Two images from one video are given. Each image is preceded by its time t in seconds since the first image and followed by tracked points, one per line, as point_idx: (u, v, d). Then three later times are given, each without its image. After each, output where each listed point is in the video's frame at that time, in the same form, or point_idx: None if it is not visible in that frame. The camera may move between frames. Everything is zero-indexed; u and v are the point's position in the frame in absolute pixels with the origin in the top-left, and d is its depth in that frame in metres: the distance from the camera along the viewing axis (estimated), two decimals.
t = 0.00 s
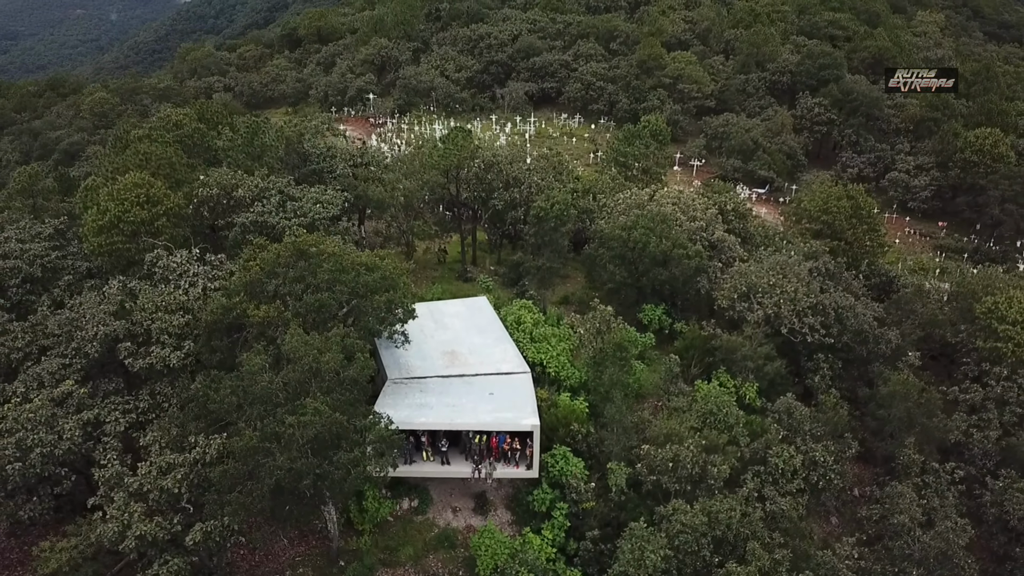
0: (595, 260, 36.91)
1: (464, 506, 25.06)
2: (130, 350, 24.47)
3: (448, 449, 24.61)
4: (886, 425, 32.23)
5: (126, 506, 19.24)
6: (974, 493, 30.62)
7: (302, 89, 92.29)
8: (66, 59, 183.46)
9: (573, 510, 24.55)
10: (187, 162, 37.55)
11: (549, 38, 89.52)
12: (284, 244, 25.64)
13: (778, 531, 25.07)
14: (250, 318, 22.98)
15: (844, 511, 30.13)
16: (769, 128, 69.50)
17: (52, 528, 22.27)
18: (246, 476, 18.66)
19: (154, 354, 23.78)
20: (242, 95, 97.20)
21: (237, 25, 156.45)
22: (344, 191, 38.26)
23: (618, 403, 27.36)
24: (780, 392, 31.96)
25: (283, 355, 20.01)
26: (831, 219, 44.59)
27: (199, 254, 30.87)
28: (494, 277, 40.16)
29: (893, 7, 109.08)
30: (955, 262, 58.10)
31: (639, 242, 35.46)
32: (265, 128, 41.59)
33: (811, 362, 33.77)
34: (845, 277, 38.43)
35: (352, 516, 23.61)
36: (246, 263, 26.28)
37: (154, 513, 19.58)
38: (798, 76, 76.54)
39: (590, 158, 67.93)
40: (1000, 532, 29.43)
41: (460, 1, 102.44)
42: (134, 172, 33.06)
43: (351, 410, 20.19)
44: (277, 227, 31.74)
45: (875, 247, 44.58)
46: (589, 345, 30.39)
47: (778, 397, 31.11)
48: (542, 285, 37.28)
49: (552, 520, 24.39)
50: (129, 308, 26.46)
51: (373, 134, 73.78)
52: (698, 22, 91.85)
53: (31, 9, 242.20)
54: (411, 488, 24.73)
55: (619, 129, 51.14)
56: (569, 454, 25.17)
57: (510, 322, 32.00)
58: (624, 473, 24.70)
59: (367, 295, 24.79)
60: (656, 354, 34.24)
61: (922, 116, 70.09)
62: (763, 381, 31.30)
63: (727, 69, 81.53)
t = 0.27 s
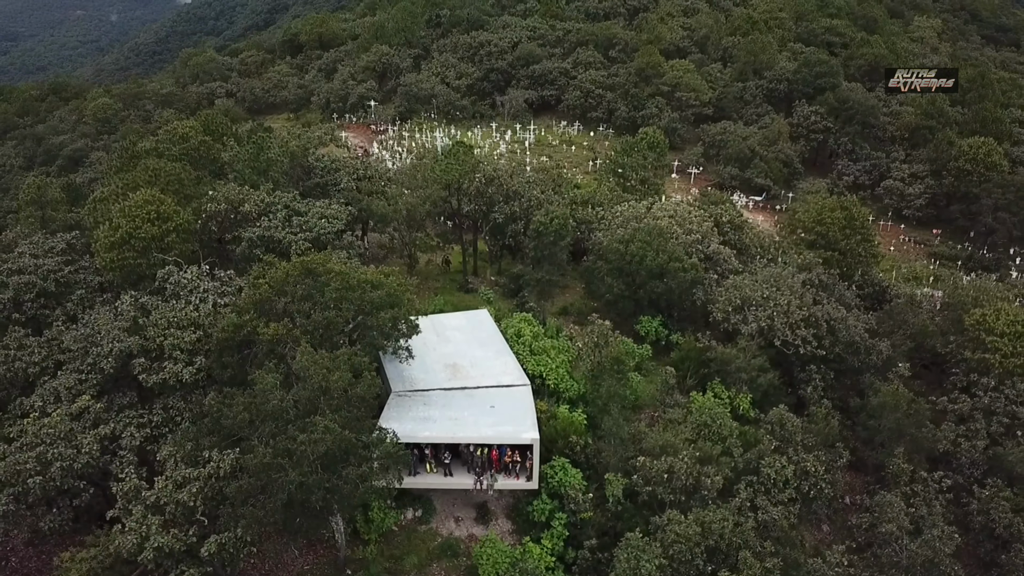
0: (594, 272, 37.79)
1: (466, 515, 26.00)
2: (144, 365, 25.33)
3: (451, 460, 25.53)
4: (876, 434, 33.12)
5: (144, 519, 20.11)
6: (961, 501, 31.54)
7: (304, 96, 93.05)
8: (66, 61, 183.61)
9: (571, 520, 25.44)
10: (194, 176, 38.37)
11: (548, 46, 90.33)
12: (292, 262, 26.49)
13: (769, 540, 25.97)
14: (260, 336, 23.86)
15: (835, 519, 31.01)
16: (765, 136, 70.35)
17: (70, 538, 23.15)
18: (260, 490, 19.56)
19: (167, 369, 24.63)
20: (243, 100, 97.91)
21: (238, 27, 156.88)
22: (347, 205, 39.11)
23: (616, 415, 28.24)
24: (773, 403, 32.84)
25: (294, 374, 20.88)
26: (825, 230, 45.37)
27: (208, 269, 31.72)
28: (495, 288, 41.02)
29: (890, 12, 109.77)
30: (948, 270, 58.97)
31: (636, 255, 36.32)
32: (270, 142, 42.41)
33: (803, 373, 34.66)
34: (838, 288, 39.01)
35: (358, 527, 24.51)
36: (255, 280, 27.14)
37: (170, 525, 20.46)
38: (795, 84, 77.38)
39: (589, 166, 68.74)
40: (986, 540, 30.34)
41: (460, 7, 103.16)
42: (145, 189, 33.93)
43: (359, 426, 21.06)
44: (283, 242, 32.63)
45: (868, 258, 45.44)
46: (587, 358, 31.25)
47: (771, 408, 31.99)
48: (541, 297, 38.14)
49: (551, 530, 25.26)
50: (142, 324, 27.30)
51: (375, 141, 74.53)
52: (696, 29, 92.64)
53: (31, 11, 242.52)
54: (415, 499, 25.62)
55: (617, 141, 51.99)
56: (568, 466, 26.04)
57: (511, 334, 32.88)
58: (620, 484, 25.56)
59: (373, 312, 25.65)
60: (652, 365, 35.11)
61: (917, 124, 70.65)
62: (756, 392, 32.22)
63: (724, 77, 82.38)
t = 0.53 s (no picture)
0: (592, 284, 38.67)
1: (468, 524, 26.93)
2: (157, 380, 26.22)
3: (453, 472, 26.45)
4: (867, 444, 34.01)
5: (161, 530, 21.01)
6: (949, 509, 32.45)
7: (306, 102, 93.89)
8: (67, 62, 183.89)
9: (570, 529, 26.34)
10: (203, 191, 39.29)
11: (548, 53, 91.22)
12: (300, 279, 27.37)
13: (761, 548, 26.85)
14: (270, 352, 24.76)
15: (826, 526, 31.88)
16: (762, 144, 71.25)
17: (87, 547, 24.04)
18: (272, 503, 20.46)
19: (180, 383, 25.52)
20: (246, 106, 98.72)
21: (239, 29, 157.28)
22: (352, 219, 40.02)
23: (613, 427, 29.12)
24: (767, 413, 33.73)
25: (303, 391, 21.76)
26: (819, 240, 46.22)
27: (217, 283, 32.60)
28: (495, 298, 41.90)
29: (889, 17, 110.42)
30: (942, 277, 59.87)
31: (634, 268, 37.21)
32: (276, 156, 43.31)
33: (796, 383, 35.55)
34: (831, 299, 39.87)
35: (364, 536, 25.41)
36: (264, 296, 28.03)
37: (186, 536, 21.35)
38: (792, 92, 78.25)
39: (588, 174, 69.62)
40: (973, 547, 31.22)
41: (460, 13, 103.86)
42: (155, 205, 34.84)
43: (366, 441, 21.93)
44: (290, 257, 33.53)
45: (861, 268, 46.32)
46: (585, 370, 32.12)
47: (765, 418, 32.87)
48: (541, 308, 39.01)
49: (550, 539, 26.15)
50: (155, 338, 28.19)
51: (376, 148, 75.36)
52: (694, 36, 93.54)
53: (32, 13, 243.40)
54: (419, 509, 26.51)
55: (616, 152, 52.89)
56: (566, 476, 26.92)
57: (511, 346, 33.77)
58: (618, 494, 26.43)
59: (378, 328, 26.52)
60: (649, 376, 35.99)
61: (912, 133, 71.41)
62: (750, 403, 33.14)
63: (722, 85, 83.28)
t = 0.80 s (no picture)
0: (590, 296, 39.62)
1: (470, 533, 27.90)
2: (170, 393, 27.15)
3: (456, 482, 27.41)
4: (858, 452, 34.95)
5: (176, 540, 21.93)
6: (938, 516, 33.39)
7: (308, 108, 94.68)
8: (68, 64, 183.89)
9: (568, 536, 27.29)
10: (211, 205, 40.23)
11: (548, 60, 92.10)
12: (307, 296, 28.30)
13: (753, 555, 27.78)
14: (279, 367, 25.69)
15: (818, 533, 32.81)
16: (759, 152, 72.15)
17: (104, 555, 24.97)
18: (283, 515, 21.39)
19: (192, 397, 26.45)
20: (248, 112, 99.48)
21: (238, 31, 157.65)
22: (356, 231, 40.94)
23: (610, 437, 30.07)
24: (760, 423, 34.66)
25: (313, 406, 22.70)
26: (813, 250, 47.12)
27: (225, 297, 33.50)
28: (496, 308, 42.81)
29: (886, 21, 111.16)
30: (936, 285, 60.81)
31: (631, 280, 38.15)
32: (281, 168, 44.21)
33: (789, 393, 36.49)
34: (825, 310, 40.78)
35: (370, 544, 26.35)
36: (272, 311, 28.96)
37: (200, 546, 22.27)
38: (788, 100, 79.17)
39: (587, 182, 70.47)
40: (960, 552, 32.17)
41: (460, 19, 104.64)
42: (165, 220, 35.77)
43: (372, 454, 22.87)
44: (296, 270, 34.44)
45: (854, 277, 47.24)
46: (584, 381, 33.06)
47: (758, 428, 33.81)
48: (540, 319, 39.93)
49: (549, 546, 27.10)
50: (167, 352, 29.11)
51: (378, 155, 76.10)
52: (692, 43, 94.46)
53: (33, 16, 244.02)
54: (423, 517, 27.45)
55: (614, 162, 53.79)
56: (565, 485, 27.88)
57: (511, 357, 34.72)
58: (614, 503, 27.37)
59: (383, 343, 27.45)
60: (646, 385, 36.92)
61: (907, 141, 72.27)
62: (744, 413, 34.10)
63: (720, 92, 84.20)
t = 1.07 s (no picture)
0: (589, 307, 40.60)
1: (473, 540, 28.90)
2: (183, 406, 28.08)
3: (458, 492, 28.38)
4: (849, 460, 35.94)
5: (192, 549, 22.90)
6: (926, 522, 34.39)
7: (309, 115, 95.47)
8: (69, 66, 184.44)
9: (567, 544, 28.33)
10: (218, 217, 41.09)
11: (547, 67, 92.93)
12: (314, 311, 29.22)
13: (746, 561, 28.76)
14: (288, 382, 26.63)
15: (809, 539, 33.83)
16: (756, 160, 73.08)
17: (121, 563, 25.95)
18: (295, 525, 22.38)
19: (205, 410, 27.40)
20: (250, 118, 100.31)
21: (239, 34, 158.15)
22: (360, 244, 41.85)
23: (607, 447, 31.06)
24: (754, 432, 35.63)
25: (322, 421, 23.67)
26: (808, 260, 48.02)
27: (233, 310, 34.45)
28: (496, 318, 43.77)
29: (883, 26, 111.85)
30: (930, 291, 61.70)
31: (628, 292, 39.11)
32: (286, 180, 45.10)
33: (782, 402, 37.47)
34: (818, 320, 41.71)
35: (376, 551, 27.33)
36: (281, 326, 29.89)
37: (215, 555, 23.25)
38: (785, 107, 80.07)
39: (586, 189, 71.38)
40: (948, 558, 33.19)
41: (461, 25, 105.45)
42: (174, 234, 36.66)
43: (379, 467, 23.85)
44: (302, 284, 35.34)
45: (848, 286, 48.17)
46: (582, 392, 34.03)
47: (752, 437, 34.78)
48: (540, 329, 40.89)
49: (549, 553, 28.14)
50: (179, 365, 30.04)
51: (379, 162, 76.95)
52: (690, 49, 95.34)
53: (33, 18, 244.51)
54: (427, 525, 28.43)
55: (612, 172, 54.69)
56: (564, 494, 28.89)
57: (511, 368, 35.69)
58: (611, 512, 28.37)
59: (388, 358, 28.40)
60: (643, 395, 37.91)
61: (902, 149, 73.19)
62: (738, 422, 35.08)
63: (718, 99, 85.12)
